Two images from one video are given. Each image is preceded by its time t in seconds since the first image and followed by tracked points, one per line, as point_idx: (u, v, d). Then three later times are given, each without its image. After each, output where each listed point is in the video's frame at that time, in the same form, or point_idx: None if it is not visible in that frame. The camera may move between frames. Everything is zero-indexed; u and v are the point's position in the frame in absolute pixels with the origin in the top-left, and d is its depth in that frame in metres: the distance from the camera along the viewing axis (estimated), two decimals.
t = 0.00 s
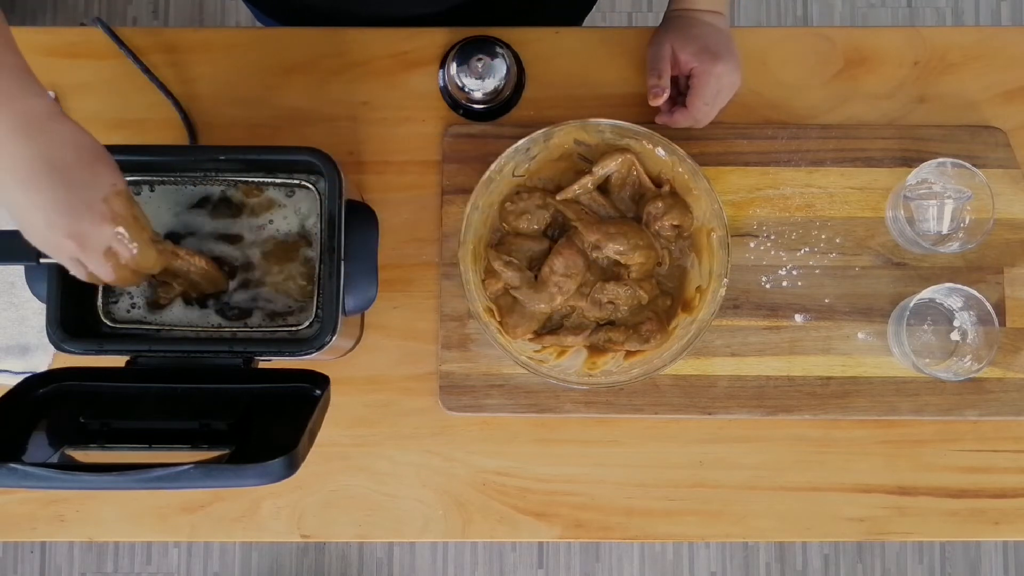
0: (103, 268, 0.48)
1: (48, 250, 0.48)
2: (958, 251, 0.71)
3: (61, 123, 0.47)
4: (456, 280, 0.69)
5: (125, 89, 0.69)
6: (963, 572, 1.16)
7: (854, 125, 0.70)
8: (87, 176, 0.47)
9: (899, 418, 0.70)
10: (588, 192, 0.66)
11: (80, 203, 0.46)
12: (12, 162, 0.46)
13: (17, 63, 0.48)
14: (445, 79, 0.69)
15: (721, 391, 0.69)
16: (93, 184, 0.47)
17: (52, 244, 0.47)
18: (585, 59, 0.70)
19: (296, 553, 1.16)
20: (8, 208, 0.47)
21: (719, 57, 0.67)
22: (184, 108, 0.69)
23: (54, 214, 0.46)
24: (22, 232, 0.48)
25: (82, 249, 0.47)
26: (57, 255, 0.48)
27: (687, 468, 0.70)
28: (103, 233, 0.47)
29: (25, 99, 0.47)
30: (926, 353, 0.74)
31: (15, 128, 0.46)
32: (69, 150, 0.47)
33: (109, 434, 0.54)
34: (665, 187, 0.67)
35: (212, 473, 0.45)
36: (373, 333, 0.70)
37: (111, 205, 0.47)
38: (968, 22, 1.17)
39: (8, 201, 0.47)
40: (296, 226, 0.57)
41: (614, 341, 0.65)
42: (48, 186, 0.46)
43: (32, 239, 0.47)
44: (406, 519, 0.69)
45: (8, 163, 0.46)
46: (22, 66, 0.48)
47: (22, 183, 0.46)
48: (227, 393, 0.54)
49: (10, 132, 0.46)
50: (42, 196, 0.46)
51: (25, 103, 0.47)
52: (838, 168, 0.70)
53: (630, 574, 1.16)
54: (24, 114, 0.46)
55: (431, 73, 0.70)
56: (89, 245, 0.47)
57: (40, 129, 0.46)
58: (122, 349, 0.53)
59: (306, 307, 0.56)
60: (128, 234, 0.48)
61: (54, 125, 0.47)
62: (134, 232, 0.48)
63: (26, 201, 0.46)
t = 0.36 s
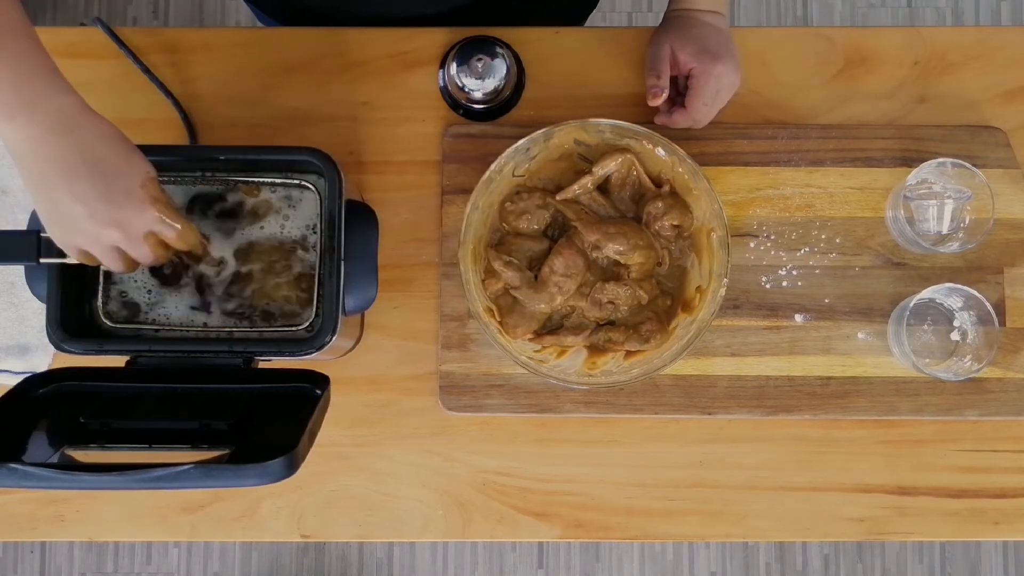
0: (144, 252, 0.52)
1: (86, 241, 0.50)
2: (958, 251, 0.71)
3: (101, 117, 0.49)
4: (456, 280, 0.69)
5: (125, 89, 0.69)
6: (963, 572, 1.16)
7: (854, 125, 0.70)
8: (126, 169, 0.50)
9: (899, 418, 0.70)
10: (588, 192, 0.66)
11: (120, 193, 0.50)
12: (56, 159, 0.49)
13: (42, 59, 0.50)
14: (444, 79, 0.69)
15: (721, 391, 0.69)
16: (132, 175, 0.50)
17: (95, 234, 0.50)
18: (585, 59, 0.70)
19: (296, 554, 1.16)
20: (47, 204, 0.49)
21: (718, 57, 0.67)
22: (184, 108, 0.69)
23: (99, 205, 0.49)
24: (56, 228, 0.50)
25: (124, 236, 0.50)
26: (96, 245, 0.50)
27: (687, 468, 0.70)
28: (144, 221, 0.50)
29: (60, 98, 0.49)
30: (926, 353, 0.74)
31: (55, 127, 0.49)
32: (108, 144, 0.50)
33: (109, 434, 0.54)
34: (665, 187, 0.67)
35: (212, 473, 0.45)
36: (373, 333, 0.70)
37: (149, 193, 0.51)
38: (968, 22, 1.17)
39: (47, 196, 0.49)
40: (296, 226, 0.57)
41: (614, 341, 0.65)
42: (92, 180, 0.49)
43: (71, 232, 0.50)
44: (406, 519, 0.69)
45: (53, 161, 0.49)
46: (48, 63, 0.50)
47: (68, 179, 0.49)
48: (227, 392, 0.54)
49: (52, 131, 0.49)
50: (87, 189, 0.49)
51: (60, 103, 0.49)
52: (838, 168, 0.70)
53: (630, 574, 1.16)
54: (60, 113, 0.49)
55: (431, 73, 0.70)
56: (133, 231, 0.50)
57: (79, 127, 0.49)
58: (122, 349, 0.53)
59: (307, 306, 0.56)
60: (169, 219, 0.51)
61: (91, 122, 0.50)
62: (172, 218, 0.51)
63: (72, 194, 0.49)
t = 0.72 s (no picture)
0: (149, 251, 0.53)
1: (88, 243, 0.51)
2: (958, 251, 0.71)
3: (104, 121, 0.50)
4: (456, 279, 0.69)
5: (125, 89, 0.69)
6: (963, 572, 1.16)
7: (854, 125, 0.70)
8: (131, 173, 0.51)
9: (899, 418, 0.70)
10: (588, 192, 0.66)
11: (129, 198, 0.50)
12: (60, 163, 0.49)
13: (40, 59, 0.49)
14: (445, 79, 0.69)
15: (721, 391, 0.69)
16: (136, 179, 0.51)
17: (99, 237, 0.51)
18: (585, 59, 0.70)
19: (296, 553, 1.16)
20: (48, 207, 0.50)
21: (719, 57, 0.67)
22: (184, 108, 0.69)
23: (107, 209, 0.50)
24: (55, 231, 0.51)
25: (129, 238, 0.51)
26: (97, 247, 0.51)
27: (687, 468, 0.70)
28: (149, 222, 0.52)
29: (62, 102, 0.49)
30: (926, 353, 0.74)
31: (59, 131, 0.49)
32: (112, 148, 0.50)
33: (109, 434, 0.54)
34: (665, 187, 0.67)
35: (211, 473, 0.45)
36: (374, 333, 0.70)
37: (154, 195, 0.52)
38: (968, 22, 1.17)
39: (49, 199, 0.49)
40: (296, 226, 0.57)
41: (614, 341, 0.65)
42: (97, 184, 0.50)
43: (73, 235, 0.50)
44: (406, 519, 0.69)
45: (57, 166, 0.49)
46: (46, 64, 0.49)
47: (73, 185, 0.49)
48: (227, 392, 0.54)
49: (56, 136, 0.49)
50: (93, 193, 0.49)
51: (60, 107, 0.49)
52: (838, 168, 0.70)
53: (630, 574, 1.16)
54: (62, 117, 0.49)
55: (430, 73, 0.70)
56: (140, 232, 0.52)
57: (83, 132, 0.49)
58: (122, 349, 0.53)
59: (307, 307, 0.56)
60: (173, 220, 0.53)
61: (93, 126, 0.50)
62: (174, 217, 0.53)
63: (77, 198, 0.49)
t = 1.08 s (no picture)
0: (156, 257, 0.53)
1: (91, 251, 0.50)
2: (958, 251, 0.71)
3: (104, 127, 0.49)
4: (456, 279, 0.69)
5: (125, 89, 0.69)
6: (963, 572, 1.16)
7: (854, 125, 0.70)
8: (133, 181, 0.50)
9: (899, 418, 0.70)
10: (588, 192, 0.66)
11: (131, 206, 0.50)
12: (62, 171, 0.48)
13: (42, 67, 0.48)
14: (445, 80, 0.69)
15: (721, 391, 0.69)
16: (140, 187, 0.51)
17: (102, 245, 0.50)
18: (585, 59, 0.70)
19: (296, 553, 1.16)
20: (49, 216, 0.49)
21: (720, 57, 0.67)
22: (184, 108, 0.69)
23: (107, 218, 0.49)
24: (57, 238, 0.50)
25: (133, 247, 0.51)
26: (100, 256, 0.50)
27: (687, 468, 0.70)
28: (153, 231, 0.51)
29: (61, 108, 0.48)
30: (926, 353, 0.74)
31: (60, 139, 0.48)
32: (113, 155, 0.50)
33: (109, 434, 0.54)
34: (665, 187, 0.67)
35: (211, 473, 0.45)
36: (374, 333, 0.70)
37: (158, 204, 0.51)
38: (968, 22, 1.17)
39: (49, 207, 0.49)
40: (297, 226, 0.57)
41: (614, 341, 0.65)
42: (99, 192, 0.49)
43: (75, 243, 0.50)
44: (406, 519, 0.69)
45: (57, 175, 0.48)
46: (45, 71, 0.48)
47: (75, 194, 0.48)
48: (228, 392, 0.54)
49: (56, 144, 0.48)
50: (95, 201, 0.49)
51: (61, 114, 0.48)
52: (838, 168, 0.70)
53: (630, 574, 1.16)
54: (63, 124, 0.48)
55: (430, 73, 0.70)
56: (142, 241, 0.51)
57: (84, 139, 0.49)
58: (122, 349, 0.53)
59: (305, 307, 0.56)
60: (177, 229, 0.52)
61: (94, 133, 0.49)
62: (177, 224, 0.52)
63: (79, 206, 0.49)
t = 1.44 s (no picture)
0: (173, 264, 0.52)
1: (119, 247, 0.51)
2: (958, 251, 0.71)
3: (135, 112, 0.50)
4: (456, 280, 0.69)
5: (125, 89, 0.69)
6: (963, 572, 1.16)
7: (854, 125, 0.70)
8: (141, 172, 0.51)
9: (899, 418, 0.70)
10: (588, 192, 0.66)
11: (133, 200, 0.50)
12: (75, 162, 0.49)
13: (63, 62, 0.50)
14: (445, 80, 0.69)
15: (721, 391, 0.69)
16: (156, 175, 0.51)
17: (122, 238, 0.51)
18: (584, 59, 0.70)
19: (296, 553, 1.16)
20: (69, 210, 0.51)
21: (723, 56, 0.67)
22: (184, 108, 0.69)
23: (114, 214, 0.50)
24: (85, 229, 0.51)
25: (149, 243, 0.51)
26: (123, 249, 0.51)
27: (687, 468, 0.70)
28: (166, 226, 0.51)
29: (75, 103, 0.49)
30: (926, 353, 0.74)
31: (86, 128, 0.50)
32: (135, 148, 0.51)
33: (109, 434, 0.54)
34: (665, 187, 0.67)
35: (211, 473, 0.45)
36: (374, 333, 0.70)
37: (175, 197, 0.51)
38: (968, 22, 1.17)
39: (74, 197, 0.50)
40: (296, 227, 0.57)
41: (614, 341, 0.65)
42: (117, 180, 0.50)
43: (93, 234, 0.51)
44: (406, 519, 0.69)
45: (67, 166, 0.49)
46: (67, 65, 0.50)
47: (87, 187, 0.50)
48: (227, 392, 0.54)
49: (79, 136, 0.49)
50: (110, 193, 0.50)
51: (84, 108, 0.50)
52: (838, 168, 0.70)
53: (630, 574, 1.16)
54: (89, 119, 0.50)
55: (430, 73, 0.70)
56: (149, 240, 0.51)
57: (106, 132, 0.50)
58: (122, 349, 0.53)
59: (305, 308, 0.56)
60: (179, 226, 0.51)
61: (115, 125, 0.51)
62: (183, 225, 0.51)
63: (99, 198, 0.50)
